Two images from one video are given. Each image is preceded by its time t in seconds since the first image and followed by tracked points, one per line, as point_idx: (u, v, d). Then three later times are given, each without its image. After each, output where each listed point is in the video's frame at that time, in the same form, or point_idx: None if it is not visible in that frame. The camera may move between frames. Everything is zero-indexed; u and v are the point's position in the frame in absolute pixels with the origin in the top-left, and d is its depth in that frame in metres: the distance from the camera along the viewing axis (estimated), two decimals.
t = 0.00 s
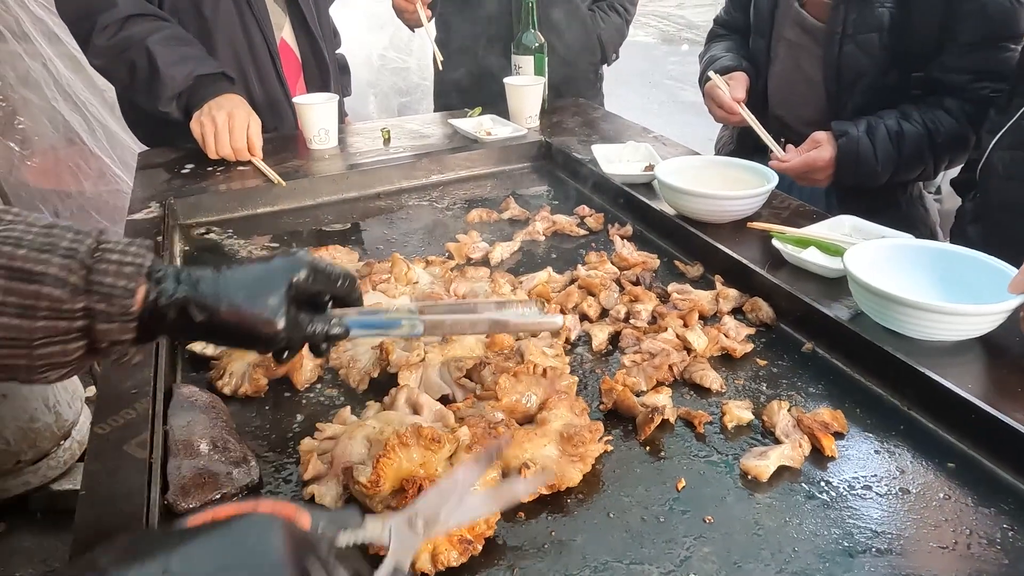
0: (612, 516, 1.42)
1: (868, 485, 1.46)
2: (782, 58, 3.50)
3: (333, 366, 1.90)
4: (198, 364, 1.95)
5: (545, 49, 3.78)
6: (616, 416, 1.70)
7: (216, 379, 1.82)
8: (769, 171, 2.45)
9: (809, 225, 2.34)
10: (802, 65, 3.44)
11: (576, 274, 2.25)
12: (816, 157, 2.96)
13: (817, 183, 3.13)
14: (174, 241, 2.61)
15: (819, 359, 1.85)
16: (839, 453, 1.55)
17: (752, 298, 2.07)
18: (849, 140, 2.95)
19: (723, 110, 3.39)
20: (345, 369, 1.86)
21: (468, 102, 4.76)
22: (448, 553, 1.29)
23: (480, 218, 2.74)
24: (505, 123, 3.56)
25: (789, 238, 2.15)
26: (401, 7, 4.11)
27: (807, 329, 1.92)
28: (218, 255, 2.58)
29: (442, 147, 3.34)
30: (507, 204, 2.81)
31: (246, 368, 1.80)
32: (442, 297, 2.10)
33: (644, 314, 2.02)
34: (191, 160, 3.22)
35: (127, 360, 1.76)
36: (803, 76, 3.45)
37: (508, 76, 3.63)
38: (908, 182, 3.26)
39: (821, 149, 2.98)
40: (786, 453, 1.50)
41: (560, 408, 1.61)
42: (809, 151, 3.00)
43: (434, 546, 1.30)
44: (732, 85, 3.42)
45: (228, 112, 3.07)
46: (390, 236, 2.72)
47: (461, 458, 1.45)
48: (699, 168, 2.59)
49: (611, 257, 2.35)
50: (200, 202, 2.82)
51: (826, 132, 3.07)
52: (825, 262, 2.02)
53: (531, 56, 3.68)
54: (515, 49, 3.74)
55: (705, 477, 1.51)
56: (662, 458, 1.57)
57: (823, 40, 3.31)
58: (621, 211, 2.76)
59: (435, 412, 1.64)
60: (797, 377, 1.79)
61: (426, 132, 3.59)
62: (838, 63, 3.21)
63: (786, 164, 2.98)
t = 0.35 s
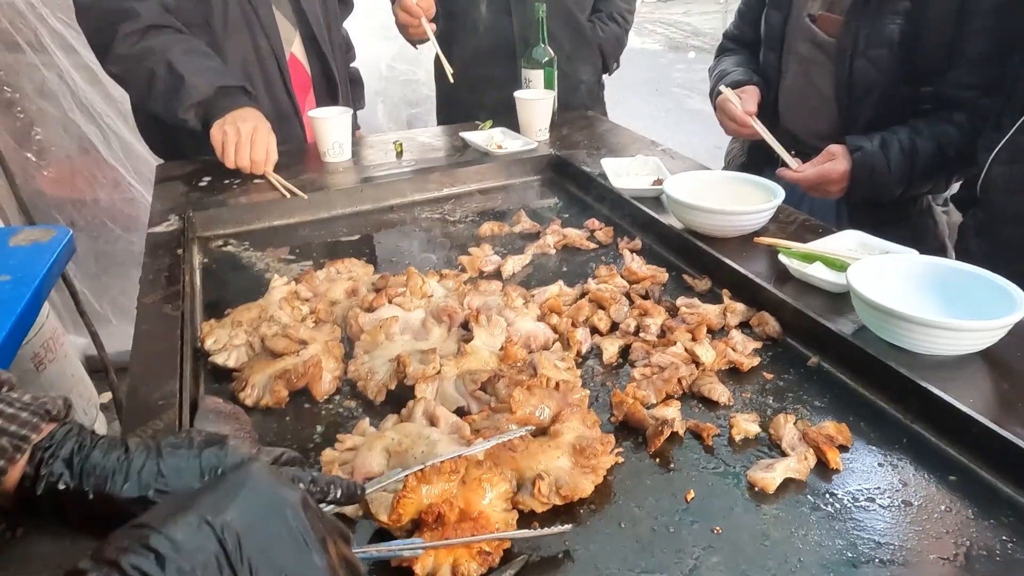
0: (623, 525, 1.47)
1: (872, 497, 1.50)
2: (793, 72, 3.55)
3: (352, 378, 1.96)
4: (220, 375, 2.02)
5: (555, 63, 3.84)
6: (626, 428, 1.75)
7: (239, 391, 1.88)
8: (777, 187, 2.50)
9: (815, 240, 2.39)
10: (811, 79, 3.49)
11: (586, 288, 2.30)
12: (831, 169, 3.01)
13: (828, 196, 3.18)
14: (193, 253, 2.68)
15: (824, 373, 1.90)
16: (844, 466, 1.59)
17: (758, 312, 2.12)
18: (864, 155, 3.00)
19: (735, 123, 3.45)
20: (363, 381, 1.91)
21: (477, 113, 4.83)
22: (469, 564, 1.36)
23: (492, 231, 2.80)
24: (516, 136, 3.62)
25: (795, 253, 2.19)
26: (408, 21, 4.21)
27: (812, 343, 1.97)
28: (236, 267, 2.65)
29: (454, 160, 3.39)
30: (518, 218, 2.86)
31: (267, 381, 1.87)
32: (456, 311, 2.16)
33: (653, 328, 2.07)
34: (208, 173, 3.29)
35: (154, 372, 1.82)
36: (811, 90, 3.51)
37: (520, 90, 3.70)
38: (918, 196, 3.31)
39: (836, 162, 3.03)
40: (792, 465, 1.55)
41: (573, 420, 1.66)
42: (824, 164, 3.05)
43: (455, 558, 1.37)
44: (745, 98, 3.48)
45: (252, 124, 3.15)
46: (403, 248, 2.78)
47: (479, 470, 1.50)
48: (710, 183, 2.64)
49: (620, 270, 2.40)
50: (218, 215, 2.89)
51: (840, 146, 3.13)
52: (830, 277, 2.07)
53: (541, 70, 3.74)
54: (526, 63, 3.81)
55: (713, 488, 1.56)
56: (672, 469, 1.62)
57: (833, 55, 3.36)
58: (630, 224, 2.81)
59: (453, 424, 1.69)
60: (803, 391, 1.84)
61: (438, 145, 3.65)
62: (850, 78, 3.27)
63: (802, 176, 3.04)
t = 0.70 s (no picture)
0: (691, 542, 1.51)
1: (945, 527, 1.51)
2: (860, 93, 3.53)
3: (426, 387, 2.04)
4: (301, 379, 2.12)
5: (621, 81, 3.90)
6: (694, 446, 1.79)
7: (320, 395, 1.98)
8: (847, 211, 2.50)
9: (886, 265, 2.38)
10: (880, 100, 3.46)
11: (653, 306, 2.34)
12: (904, 193, 2.99)
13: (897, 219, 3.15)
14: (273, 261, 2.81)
15: (894, 399, 1.90)
16: (915, 494, 1.60)
17: (827, 336, 2.13)
18: (938, 179, 2.98)
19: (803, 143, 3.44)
20: (437, 390, 2.00)
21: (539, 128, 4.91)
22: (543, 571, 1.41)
23: (558, 247, 2.86)
24: (581, 152, 3.68)
25: (865, 278, 2.19)
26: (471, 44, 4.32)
27: (882, 369, 1.97)
28: (313, 275, 2.77)
29: (521, 176, 3.46)
30: (585, 234, 2.91)
31: (348, 386, 1.96)
32: (526, 325, 2.22)
33: (721, 348, 2.10)
34: (285, 184, 3.43)
35: (243, 375, 1.93)
36: (879, 111, 3.48)
37: (587, 107, 3.76)
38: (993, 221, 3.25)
39: (909, 186, 3.00)
40: (862, 490, 1.56)
41: (643, 437, 1.71)
42: (894, 187, 3.03)
43: (530, 565, 1.42)
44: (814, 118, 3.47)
45: (310, 109, 3.28)
46: (471, 261, 2.86)
47: (555, 481, 1.56)
48: (780, 205, 2.65)
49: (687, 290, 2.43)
50: (296, 225, 3.02)
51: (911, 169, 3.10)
52: (902, 304, 2.06)
53: (608, 88, 3.80)
54: (592, 81, 3.87)
55: (782, 510, 1.58)
56: (740, 489, 1.64)
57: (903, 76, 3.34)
58: (696, 243, 2.84)
59: (525, 435, 1.75)
60: (873, 417, 1.84)
61: (505, 160, 3.73)
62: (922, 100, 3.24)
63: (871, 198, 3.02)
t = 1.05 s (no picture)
0: (811, 526, 1.63)
1: None
2: (962, 102, 3.53)
3: (549, 373, 2.21)
4: (433, 361, 2.32)
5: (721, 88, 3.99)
6: (808, 439, 1.90)
7: (454, 376, 2.18)
8: (957, 222, 2.56)
9: (996, 276, 2.43)
10: (984, 109, 3.47)
11: (762, 307, 2.45)
12: (1008, 205, 3.01)
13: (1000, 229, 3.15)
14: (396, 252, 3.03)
15: (1006, 406, 1.96)
16: None
17: (937, 343, 2.20)
18: None
19: (904, 152, 3.49)
20: (561, 377, 2.16)
21: (629, 131, 5.03)
22: (676, 542, 1.57)
23: (663, 247, 2.99)
24: (680, 156, 3.79)
25: (976, 288, 2.25)
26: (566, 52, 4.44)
27: (993, 377, 2.04)
28: (432, 266, 2.97)
29: (622, 179, 3.59)
30: (690, 236, 3.03)
31: (480, 369, 2.14)
32: (640, 320, 2.36)
33: (831, 349, 2.20)
34: (399, 180, 3.66)
35: (388, 356, 2.14)
36: (981, 120, 3.48)
37: (686, 112, 3.87)
38: None
39: (1013, 197, 3.02)
40: (977, 488, 1.65)
41: (762, 428, 1.83)
42: (997, 198, 3.05)
43: (664, 535, 1.58)
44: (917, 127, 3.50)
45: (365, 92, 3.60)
46: (578, 257, 3.01)
47: (684, 463, 1.71)
48: (887, 214, 2.72)
49: (794, 293, 2.53)
50: (413, 219, 3.23)
51: (1015, 181, 3.11)
52: (1014, 314, 2.12)
53: (708, 94, 3.91)
54: (692, 86, 3.98)
55: (898, 502, 1.69)
56: (854, 481, 1.75)
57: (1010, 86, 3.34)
58: (799, 248, 2.92)
59: (649, 421, 1.90)
60: (986, 423, 1.92)
61: (605, 162, 3.87)
62: None
63: (973, 209, 3.04)
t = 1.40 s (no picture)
0: None
1: None
2: None
3: (780, 350, 2.56)
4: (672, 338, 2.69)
5: (865, 89, 4.27)
6: None
7: (700, 350, 2.54)
8: None
9: None
10: None
11: (955, 293, 2.78)
12: None
13: None
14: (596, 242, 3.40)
15: None
16: None
17: None
18: None
19: None
20: (795, 352, 2.51)
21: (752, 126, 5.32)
22: (949, 484, 1.91)
23: (840, 239, 3.30)
24: (830, 153, 4.09)
25: None
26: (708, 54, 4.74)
27: None
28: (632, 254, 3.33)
29: (781, 175, 3.90)
30: (863, 228, 3.34)
31: (724, 345, 2.50)
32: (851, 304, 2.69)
33: None
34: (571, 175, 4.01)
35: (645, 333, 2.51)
36: None
37: (834, 113, 4.17)
38: None
39: None
40: None
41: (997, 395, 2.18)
42: None
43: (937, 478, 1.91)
44: None
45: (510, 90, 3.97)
46: (761, 247, 3.34)
47: (942, 424, 2.04)
48: None
49: (980, 281, 2.86)
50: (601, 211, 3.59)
51: None
52: None
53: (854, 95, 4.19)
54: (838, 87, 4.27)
55: None
56: None
57: None
58: (969, 241, 3.23)
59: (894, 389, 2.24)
60: None
61: (757, 159, 4.18)
62: None
63: None
